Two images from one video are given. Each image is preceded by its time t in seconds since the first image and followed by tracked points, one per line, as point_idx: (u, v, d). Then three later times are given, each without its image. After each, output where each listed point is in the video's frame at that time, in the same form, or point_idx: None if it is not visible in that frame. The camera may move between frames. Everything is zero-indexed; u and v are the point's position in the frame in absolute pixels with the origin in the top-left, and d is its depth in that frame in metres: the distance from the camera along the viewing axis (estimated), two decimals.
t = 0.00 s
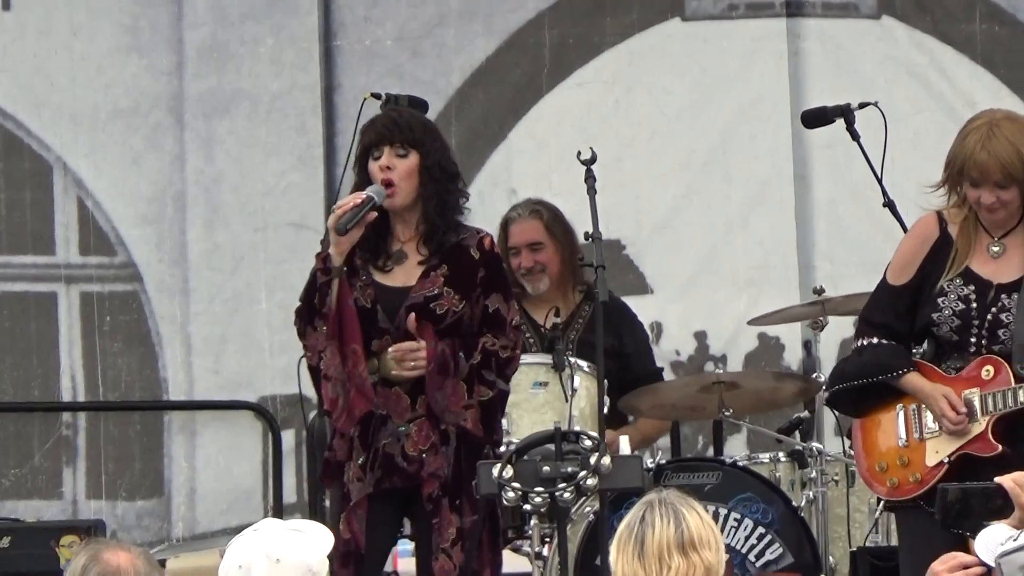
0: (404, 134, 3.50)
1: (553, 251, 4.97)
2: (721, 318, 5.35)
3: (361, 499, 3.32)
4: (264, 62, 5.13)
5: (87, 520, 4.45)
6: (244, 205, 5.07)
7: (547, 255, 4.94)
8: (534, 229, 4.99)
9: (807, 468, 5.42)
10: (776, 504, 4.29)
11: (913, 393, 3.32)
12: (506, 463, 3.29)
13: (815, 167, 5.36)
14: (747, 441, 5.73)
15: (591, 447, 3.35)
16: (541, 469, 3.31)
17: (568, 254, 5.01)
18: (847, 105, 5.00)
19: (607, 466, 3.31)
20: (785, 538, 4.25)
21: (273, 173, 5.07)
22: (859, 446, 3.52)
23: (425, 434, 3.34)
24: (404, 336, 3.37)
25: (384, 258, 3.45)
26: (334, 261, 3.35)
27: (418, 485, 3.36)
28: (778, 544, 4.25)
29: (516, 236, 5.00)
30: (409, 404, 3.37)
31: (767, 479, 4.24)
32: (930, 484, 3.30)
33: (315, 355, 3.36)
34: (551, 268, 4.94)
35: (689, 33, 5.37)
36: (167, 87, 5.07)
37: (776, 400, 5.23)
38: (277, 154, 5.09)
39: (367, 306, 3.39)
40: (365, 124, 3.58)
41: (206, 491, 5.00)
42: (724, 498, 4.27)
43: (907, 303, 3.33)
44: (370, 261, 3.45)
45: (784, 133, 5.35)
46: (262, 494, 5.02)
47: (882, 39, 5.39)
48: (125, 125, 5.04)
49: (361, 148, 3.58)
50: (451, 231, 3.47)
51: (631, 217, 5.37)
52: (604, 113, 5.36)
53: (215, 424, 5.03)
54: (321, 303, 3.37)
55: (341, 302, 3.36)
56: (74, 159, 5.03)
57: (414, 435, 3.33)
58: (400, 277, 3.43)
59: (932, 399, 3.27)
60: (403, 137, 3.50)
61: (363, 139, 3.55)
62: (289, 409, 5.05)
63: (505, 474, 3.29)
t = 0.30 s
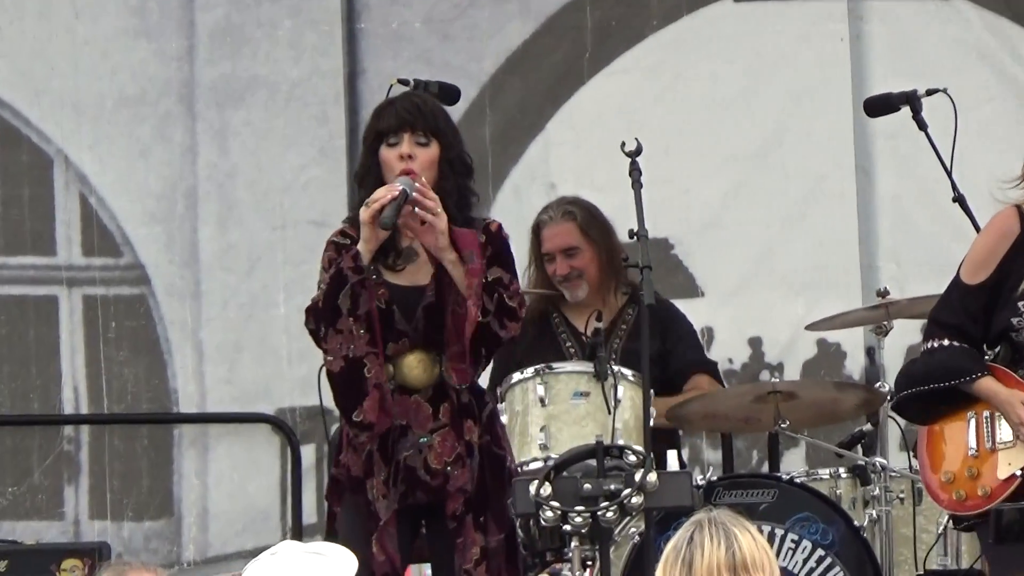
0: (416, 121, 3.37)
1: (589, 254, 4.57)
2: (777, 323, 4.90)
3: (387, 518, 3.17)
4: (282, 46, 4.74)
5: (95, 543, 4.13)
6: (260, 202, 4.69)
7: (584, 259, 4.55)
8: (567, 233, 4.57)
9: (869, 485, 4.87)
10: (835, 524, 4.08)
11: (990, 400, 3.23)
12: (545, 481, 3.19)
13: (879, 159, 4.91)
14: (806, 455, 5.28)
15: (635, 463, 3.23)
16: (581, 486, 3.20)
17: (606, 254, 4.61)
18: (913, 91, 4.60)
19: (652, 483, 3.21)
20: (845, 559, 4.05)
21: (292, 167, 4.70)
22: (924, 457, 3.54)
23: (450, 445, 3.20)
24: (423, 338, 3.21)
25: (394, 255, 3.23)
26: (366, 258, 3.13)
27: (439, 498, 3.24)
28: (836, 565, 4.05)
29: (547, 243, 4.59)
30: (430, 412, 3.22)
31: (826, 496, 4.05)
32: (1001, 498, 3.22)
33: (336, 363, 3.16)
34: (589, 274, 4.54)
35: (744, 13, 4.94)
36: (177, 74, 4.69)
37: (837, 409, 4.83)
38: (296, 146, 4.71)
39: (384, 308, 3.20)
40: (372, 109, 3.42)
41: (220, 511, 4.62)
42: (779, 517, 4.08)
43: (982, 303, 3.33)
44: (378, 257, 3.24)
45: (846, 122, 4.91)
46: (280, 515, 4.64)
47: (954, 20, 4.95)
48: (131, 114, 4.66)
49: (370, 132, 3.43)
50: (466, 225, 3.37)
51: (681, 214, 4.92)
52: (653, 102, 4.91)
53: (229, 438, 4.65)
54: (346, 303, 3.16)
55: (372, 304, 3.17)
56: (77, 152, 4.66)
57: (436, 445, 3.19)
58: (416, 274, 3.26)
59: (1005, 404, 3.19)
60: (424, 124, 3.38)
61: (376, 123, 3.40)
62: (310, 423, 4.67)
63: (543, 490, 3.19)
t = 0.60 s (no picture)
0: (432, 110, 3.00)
1: (620, 265, 4.10)
2: (830, 332, 4.48)
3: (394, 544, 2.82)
4: (293, 33, 4.46)
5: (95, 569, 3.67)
6: (268, 198, 4.37)
7: (614, 271, 4.08)
8: (595, 242, 4.09)
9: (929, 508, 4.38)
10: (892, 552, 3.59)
11: None
12: (577, 503, 2.88)
13: (939, 155, 4.49)
14: (860, 476, 4.85)
15: (674, 484, 2.90)
16: (616, 509, 2.88)
17: (636, 264, 4.15)
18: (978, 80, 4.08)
19: (694, 505, 2.86)
20: None
21: (303, 160, 4.40)
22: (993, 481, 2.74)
23: (463, 462, 2.87)
24: (433, 347, 2.89)
25: (399, 259, 2.95)
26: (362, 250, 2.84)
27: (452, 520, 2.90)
28: None
29: (573, 252, 4.10)
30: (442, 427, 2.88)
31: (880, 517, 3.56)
32: None
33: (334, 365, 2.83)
34: (619, 286, 4.08)
35: None
36: (177, 61, 4.40)
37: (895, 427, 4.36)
38: (307, 140, 4.41)
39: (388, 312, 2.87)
40: (388, 98, 3.05)
41: (223, 535, 4.27)
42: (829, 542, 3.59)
43: None
44: (382, 262, 2.95)
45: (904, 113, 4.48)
46: (289, 540, 4.27)
47: None
48: (128, 105, 4.37)
49: (382, 121, 3.05)
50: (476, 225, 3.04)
51: (725, 214, 4.51)
52: (694, 92, 4.51)
53: (233, 456, 4.28)
54: (346, 301, 2.85)
55: (375, 303, 2.85)
56: (70, 146, 4.36)
57: (448, 462, 2.85)
58: (420, 280, 2.95)
59: None
60: (445, 118, 3.02)
61: (392, 112, 3.02)
62: (322, 440, 4.31)
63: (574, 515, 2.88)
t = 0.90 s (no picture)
0: (452, 102, 2.75)
1: (630, 270, 3.84)
2: (866, 336, 4.23)
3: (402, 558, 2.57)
4: (302, 19, 4.25)
5: None
6: (275, 194, 4.17)
7: (623, 277, 3.83)
8: (604, 246, 3.84)
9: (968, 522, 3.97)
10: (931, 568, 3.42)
11: None
12: (599, 514, 2.77)
13: (980, 149, 4.29)
14: (896, 486, 4.61)
15: (701, 494, 2.81)
16: (641, 521, 2.77)
17: (651, 267, 3.87)
18: None
19: (722, 517, 2.75)
20: None
21: (313, 155, 4.20)
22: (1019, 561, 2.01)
23: (476, 471, 2.61)
24: (443, 347, 2.65)
25: (407, 257, 2.73)
26: (378, 221, 2.66)
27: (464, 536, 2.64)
28: None
29: (582, 256, 3.86)
30: (454, 434, 2.63)
31: (918, 531, 3.38)
32: None
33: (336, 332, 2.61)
34: (628, 293, 3.83)
35: None
36: (180, 49, 4.19)
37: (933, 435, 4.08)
38: (318, 131, 4.21)
39: (399, 307, 2.65)
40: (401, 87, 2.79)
41: (230, 545, 4.08)
42: (864, 560, 3.41)
43: None
44: (390, 260, 2.72)
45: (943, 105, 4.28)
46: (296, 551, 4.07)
47: None
48: (128, 94, 4.16)
49: (394, 110, 2.79)
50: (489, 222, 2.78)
51: (759, 211, 4.25)
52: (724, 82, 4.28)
53: (240, 463, 4.08)
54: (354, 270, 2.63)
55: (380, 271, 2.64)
56: (67, 139, 4.14)
57: (461, 469, 2.60)
58: (428, 278, 2.71)
59: None
60: (462, 111, 2.77)
61: (406, 102, 2.76)
62: (331, 446, 4.12)
63: (598, 527, 2.76)
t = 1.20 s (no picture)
0: (463, 101, 2.74)
1: (656, 263, 3.87)
2: (880, 336, 4.21)
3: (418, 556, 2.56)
4: (315, 18, 4.24)
5: None
6: (288, 194, 4.16)
7: (651, 268, 3.85)
8: (633, 237, 3.87)
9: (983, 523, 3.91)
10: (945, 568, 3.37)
11: None
12: (611, 514, 2.78)
13: (995, 149, 4.25)
14: (910, 486, 4.59)
15: (715, 494, 2.81)
16: (654, 520, 2.78)
17: (673, 264, 3.92)
18: None
19: (734, 517, 2.74)
20: None
21: (325, 155, 4.18)
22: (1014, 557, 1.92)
23: (489, 469, 2.59)
24: (457, 346, 2.62)
25: (420, 257, 2.70)
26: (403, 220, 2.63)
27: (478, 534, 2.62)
28: None
29: (609, 246, 3.88)
30: (467, 432, 2.61)
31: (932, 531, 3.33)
32: None
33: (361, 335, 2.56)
34: (653, 285, 3.83)
35: None
36: (193, 49, 4.20)
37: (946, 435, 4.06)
38: (330, 132, 4.19)
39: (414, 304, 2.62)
40: (414, 86, 2.78)
41: (242, 547, 4.06)
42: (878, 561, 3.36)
43: None
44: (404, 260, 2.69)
45: (958, 105, 4.25)
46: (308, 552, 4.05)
47: None
48: (142, 94, 4.18)
49: (406, 110, 2.78)
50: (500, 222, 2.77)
51: (770, 211, 4.25)
52: (737, 83, 4.27)
53: (253, 464, 4.06)
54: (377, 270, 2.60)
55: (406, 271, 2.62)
56: (80, 140, 4.17)
57: (475, 468, 2.58)
58: (441, 278, 2.68)
59: None
60: (474, 109, 2.75)
61: (419, 101, 2.75)
62: (344, 448, 4.09)
63: (611, 526, 2.77)
